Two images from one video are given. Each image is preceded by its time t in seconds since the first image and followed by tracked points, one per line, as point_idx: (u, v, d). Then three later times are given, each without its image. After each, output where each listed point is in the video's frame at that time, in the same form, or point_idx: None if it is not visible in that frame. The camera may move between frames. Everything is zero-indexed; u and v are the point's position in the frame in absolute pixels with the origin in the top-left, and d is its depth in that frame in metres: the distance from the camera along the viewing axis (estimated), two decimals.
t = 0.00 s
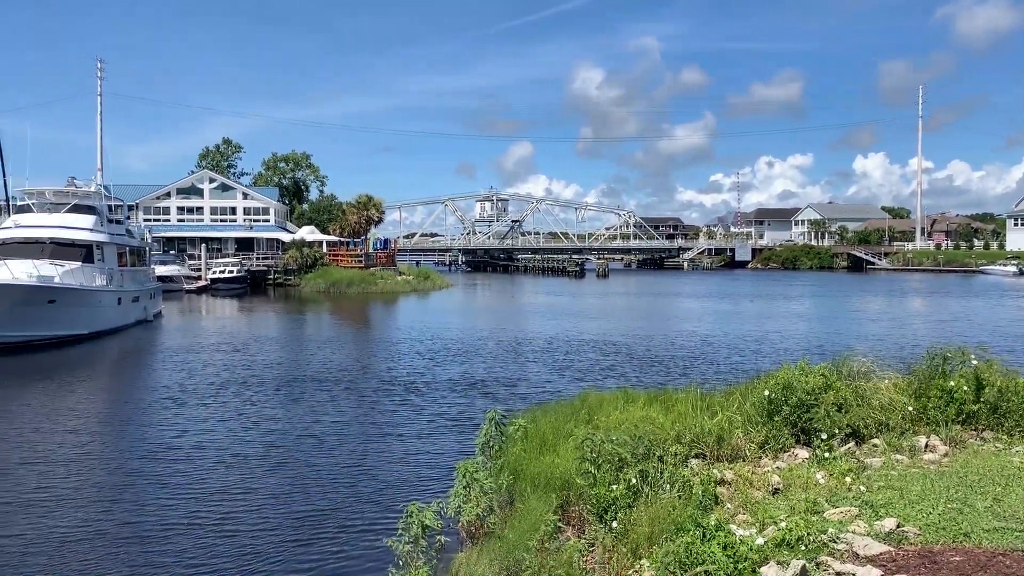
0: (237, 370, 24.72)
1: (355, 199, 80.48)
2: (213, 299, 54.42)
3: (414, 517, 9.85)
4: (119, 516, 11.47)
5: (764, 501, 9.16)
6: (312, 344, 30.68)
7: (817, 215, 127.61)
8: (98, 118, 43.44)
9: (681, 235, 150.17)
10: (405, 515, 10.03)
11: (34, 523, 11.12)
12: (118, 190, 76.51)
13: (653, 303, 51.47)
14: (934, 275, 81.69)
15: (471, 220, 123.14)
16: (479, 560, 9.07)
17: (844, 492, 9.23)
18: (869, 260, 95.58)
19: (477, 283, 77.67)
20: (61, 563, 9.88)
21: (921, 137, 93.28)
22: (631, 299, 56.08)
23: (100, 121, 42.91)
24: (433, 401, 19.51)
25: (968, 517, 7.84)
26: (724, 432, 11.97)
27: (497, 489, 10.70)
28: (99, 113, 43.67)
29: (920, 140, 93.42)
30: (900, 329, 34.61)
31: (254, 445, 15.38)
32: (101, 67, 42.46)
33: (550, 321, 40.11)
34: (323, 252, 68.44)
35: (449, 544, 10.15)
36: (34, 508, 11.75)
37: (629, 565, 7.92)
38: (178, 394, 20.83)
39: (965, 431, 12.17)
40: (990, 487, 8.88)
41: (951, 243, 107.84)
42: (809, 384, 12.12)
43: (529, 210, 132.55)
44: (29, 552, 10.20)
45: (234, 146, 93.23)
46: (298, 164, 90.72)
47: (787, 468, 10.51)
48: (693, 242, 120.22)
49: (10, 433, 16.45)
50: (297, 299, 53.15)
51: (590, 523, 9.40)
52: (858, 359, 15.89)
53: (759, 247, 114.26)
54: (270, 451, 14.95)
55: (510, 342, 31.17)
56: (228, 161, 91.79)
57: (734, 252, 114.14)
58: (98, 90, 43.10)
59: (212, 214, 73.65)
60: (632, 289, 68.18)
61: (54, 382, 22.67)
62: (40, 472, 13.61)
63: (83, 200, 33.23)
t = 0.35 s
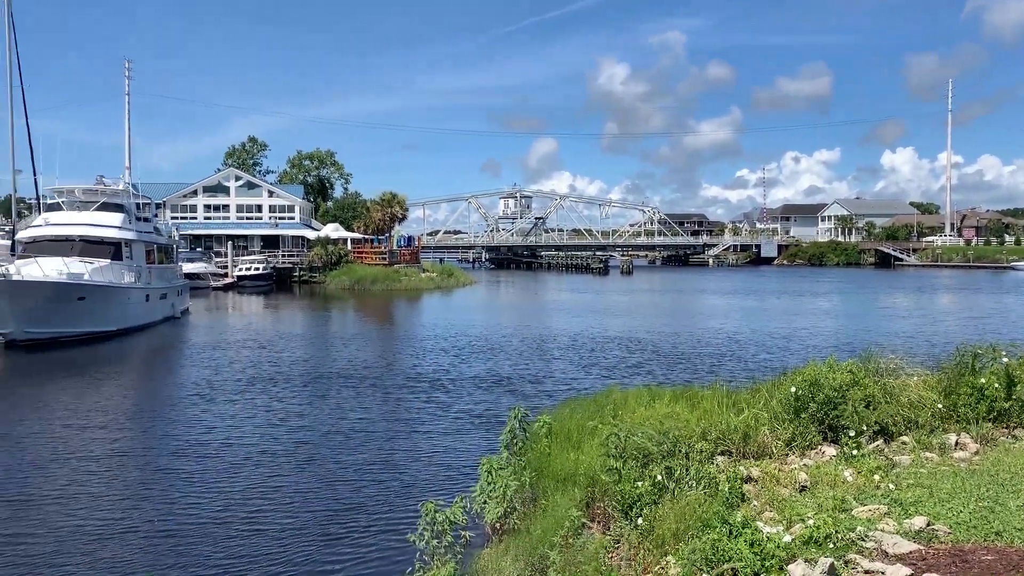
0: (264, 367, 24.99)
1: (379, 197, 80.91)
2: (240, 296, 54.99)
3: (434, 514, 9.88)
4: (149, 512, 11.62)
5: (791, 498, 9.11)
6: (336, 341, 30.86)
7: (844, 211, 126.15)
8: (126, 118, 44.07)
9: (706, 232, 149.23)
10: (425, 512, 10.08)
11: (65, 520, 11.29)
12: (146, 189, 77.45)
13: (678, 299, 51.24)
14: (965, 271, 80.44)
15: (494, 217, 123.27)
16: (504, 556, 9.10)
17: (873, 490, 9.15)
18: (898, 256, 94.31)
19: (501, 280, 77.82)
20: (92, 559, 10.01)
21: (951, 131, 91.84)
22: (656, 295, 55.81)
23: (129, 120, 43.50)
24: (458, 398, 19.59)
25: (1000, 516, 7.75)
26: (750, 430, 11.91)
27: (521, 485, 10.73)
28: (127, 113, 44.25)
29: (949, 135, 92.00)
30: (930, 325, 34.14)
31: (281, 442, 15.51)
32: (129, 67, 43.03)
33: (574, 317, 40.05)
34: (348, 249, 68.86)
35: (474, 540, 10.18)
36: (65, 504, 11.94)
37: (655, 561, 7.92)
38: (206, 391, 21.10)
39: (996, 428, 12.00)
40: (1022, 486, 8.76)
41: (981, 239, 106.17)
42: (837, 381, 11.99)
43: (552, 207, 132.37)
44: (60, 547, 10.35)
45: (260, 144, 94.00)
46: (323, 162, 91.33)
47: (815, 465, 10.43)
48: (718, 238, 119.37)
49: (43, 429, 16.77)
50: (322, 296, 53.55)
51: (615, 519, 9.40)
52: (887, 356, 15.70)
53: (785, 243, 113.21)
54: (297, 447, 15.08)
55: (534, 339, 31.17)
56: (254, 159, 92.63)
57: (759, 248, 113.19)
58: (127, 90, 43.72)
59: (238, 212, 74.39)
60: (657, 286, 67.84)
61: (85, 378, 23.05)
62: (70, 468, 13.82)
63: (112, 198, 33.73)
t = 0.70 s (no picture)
0: (285, 359, 25.21)
1: (399, 190, 81.21)
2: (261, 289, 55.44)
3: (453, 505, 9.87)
4: (173, 503, 11.75)
5: (812, 493, 9.05)
6: (357, 334, 31.01)
7: (867, 204, 124.90)
8: (149, 110, 44.48)
9: (727, 225, 148.37)
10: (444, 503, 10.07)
11: (90, 510, 11.44)
12: (169, 182, 78.16)
13: (698, 293, 51.07)
14: (990, 265, 79.39)
15: (513, 210, 123.28)
16: (523, 548, 9.12)
17: (895, 485, 9.08)
18: (921, 250, 93.27)
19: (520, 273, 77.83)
20: (118, 550, 10.15)
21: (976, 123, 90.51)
22: (676, 289, 55.56)
23: (151, 113, 43.89)
24: (479, 391, 19.67)
25: None
26: (771, 424, 11.86)
27: (541, 478, 10.75)
28: (150, 105, 44.63)
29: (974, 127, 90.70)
30: (953, 320, 33.79)
31: (304, 433, 15.65)
32: (153, 62, 43.37)
33: (593, 311, 40.06)
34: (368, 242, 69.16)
35: (494, 532, 10.21)
36: (90, 495, 12.10)
37: (675, 555, 7.91)
38: (229, 382, 21.31)
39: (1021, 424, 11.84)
40: None
41: (1007, 233, 104.66)
42: (859, 375, 11.89)
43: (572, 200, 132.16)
44: (89, 537, 10.51)
45: (281, 137, 94.53)
46: (344, 155, 91.74)
47: (836, 460, 10.35)
48: (739, 232, 118.67)
49: (69, 419, 17.02)
50: (343, 288, 53.88)
51: (634, 513, 9.39)
52: (909, 351, 15.56)
53: (807, 237, 112.21)
54: (320, 439, 15.21)
55: (554, 332, 31.23)
56: (275, 152, 93.27)
57: (780, 242, 112.37)
58: (150, 83, 44.14)
59: (260, 205, 74.94)
60: (677, 279, 67.50)
61: (110, 369, 23.36)
62: (96, 458, 14.02)
63: (135, 190, 34.10)
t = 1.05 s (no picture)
0: (306, 352, 25.40)
1: (418, 185, 81.42)
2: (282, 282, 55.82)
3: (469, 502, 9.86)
4: (195, 496, 11.86)
5: (833, 492, 9.01)
6: (377, 328, 31.12)
7: (889, 202, 123.56)
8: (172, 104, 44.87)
9: (747, 222, 147.44)
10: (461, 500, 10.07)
11: (113, 502, 11.58)
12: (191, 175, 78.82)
13: (717, 290, 50.78)
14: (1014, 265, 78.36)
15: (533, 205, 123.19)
16: (541, 543, 9.17)
17: (916, 485, 9.02)
18: (944, 249, 92.16)
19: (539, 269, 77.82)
20: (141, 542, 10.26)
21: (1002, 120, 89.18)
22: (695, 286, 55.28)
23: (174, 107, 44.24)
24: (498, 387, 19.71)
25: None
26: (791, 423, 11.80)
27: (560, 474, 10.78)
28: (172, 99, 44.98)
29: (999, 124, 89.41)
30: (977, 320, 33.35)
31: (325, 427, 15.76)
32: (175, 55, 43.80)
33: (612, 307, 39.97)
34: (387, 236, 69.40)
35: (512, 527, 10.25)
36: (113, 487, 12.24)
37: (695, 551, 7.92)
38: (250, 375, 21.51)
39: None
40: None
41: None
42: (881, 373, 11.81)
43: (591, 196, 131.83)
44: (113, 528, 10.68)
45: (301, 131, 95.01)
46: (364, 149, 92.06)
47: (857, 459, 10.29)
48: (760, 229, 117.85)
49: (94, 410, 17.27)
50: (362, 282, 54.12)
51: (653, 509, 9.39)
52: (933, 350, 15.39)
53: (828, 234, 111.24)
54: (341, 433, 15.32)
55: (572, 328, 31.21)
56: (296, 146, 93.78)
57: (802, 239, 111.44)
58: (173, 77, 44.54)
59: (280, 199, 75.41)
60: (696, 276, 67.26)
61: (133, 360, 23.67)
62: (121, 449, 14.22)
63: (158, 183, 34.44)
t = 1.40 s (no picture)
0: (316, 348, 25.47)
1: (429, 181, 81.47)
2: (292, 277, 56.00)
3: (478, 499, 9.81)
4: (206, 492, 11.91)
5: (844, 492, 8.97)
6: (387, 324, 31.15)
7: (903, 201, 122.66)
8: (184, 99, 45.05)
9: (760, 220, 146.77)
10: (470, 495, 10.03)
11: (124, 498, 11.64)
12: (203, 170, 79.16)
13: (728, 289, 50.55)
14: None
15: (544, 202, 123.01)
16: (548, 541, 9.15)
17: (929, 486, 8.95)
18: (958, 248, 91.40)
19: (549, 266, 77.75)
20: (151, 538, 10.31)
21: (1018, 119, 88.26)
22: (707, 284, 55.07)
23: (186, 103, 44.45)
24: (508, 384, 19.69)
25: None
26: (803, 422, 11.74)
27: (569, 472, 10.76)
28: (184, 94, 45.10)
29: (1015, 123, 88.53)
30: (992, 320, 33.04)
31: (336, 423, 15.80)
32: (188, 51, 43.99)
33: (623, 305, 39.86)
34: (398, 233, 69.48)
35: (521, 523, 10.25)
36: (124, 482, 12.30)
37: (705, 550, 7.90)
38: (261, 370, 21.59)
39: None
40: None
41: None
42: (894, 373, 11.73)
43: (602, 193, 131.54)
44: (124, 522, 10.75)
45: (313, 127, 95.21)
46: (375, 146, 92.15)
47: (868, 459, 10.23)
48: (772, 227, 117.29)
49: (106, 404, 17.37)
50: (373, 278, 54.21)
51: (662, 508, 9.38)
52: (947, 351, 15.26)
53: (841, 233, 110.52)
54: (351, 429, 15.35)
55: (582, 326, 31.14)
56: (308, 142, 93.98)
57: (814, 238, 110.81)
58: (185, 72, 44.70)
59: (292, 194, 75.63)
60: (707, 274, 66.96)
61: (145, 354, 23.81)
62: (133, 444, 14.31)
63: (170, 179, 34.60)
